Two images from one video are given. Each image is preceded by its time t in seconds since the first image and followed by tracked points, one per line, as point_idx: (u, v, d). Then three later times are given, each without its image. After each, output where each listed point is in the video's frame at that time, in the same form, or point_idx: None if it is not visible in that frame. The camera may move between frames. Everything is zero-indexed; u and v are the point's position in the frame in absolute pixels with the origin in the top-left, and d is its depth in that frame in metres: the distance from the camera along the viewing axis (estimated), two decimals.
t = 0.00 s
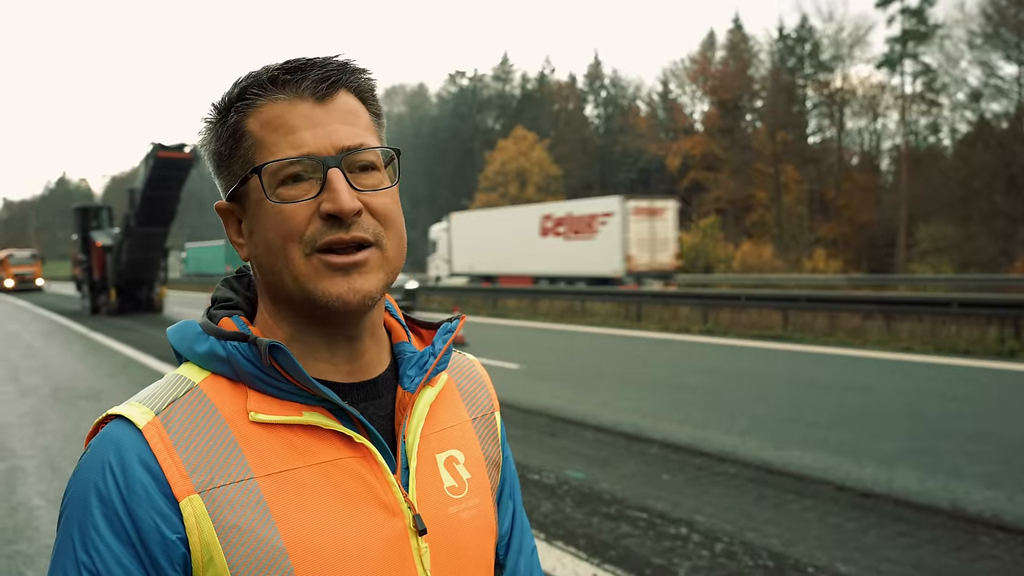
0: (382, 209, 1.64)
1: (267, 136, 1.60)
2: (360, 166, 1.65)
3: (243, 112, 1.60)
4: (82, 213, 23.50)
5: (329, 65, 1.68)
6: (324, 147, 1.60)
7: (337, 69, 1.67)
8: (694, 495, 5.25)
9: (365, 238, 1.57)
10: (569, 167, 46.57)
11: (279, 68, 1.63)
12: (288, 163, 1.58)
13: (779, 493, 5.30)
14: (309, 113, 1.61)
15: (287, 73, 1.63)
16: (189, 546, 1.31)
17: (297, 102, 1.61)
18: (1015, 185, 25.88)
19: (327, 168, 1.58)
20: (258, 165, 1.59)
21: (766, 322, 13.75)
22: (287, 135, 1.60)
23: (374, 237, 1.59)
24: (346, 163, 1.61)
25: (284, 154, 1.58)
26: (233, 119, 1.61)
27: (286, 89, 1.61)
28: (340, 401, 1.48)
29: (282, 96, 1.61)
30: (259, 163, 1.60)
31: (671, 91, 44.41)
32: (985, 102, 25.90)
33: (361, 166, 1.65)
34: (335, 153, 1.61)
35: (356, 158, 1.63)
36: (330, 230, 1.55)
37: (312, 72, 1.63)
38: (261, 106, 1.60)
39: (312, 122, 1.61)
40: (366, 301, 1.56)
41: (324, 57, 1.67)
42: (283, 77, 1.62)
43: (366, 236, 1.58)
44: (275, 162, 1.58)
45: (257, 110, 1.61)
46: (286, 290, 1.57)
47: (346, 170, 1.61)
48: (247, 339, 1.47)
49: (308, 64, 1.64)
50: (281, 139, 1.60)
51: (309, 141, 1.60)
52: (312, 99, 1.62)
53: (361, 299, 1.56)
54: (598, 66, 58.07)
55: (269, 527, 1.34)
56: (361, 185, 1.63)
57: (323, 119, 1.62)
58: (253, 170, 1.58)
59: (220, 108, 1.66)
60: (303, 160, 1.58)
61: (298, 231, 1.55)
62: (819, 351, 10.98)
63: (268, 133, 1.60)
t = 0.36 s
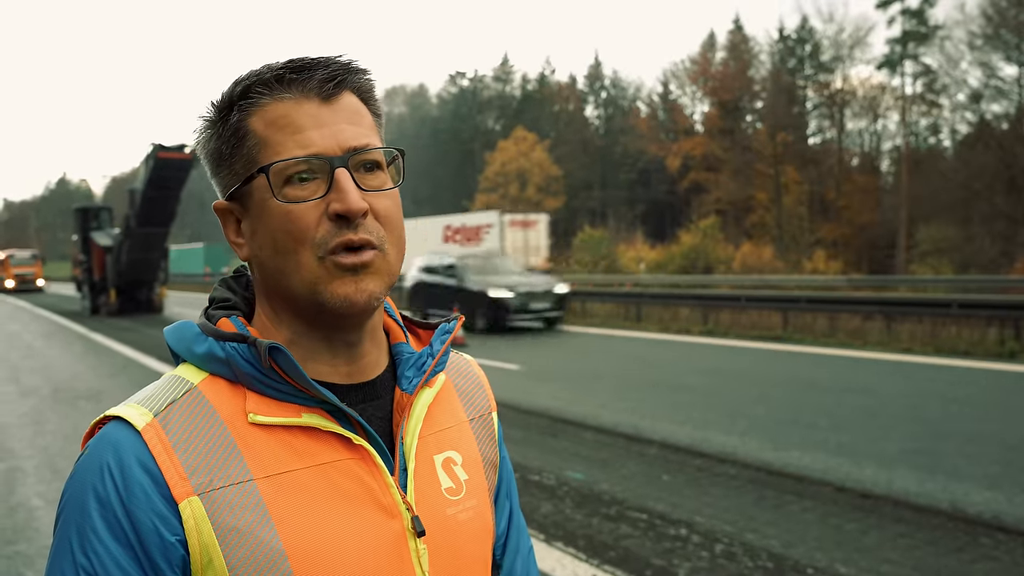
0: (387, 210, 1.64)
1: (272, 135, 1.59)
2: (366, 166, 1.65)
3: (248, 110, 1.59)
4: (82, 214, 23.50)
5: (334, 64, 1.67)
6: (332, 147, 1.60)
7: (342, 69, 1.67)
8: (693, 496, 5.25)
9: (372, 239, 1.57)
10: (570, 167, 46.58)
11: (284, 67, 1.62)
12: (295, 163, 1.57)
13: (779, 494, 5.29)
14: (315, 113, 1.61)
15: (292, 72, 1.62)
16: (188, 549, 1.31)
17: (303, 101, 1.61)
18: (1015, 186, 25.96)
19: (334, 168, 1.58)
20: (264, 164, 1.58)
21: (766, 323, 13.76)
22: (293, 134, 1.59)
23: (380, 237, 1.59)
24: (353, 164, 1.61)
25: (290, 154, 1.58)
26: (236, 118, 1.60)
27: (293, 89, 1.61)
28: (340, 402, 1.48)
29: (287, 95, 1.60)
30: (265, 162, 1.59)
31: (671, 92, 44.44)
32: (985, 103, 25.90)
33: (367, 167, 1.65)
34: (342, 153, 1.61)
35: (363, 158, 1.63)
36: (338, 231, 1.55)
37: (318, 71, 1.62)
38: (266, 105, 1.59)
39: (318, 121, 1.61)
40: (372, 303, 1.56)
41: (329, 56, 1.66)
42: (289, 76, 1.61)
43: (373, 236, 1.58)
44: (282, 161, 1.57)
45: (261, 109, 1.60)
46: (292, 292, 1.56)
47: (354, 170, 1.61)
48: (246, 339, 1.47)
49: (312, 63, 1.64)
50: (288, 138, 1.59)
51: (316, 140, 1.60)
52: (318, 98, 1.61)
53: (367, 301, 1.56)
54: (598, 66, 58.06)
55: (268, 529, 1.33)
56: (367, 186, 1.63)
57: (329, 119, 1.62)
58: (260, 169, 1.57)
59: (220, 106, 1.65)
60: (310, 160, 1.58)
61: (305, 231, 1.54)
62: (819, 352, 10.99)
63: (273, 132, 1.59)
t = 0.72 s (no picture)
0: (383, 211, 1.64)
1: (268, 136, 1.59)
2: (362, 167, 1.65)
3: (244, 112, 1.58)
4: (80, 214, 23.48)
5: (330, 66, 1.67)
6: (328, 149, 1.60)
7: (338, 70, 1.66)
8: (692, 496, 5.25)
9: (368, 240, 1.57)
10: (569, 167, 46.55)
11: (280, 68, 1.62)
12: (291, 164, 1.57)
13: (777, 495, 5.29)
14: (311, 114, 1.60)
15: (287, 73, 1.62)
16: (181, 547, 1.30)
17: (299, 102, 1.60)
18: (1013, 186, 26.02)
19: (331, 169, 1.58)
20: (260, 165, 1.58)
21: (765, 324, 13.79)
22: (290, 135, 1.59)
23: (377, 239, 1.59)
24: (350, 165, 1.61)
25: (286, 155, 1.58)
26: (232, 119, 1.59)
27: (288, 90, 1.60)
28: (335, 400, 1.47)
29: (284, 97, 1.59)
30: (261, 163, 1.58)
31: (670, 92, 44.45)
32: (984, 103, 25.92)
33: (363, 168, 1.64)
34: (338, 154, 1.60)
35: (359, 159, 1.63)
36: (334, 232, 1.55)
37: (314, 72, 1.62)
38: (262, 106, 1.59)
39: (314, 123, 1.61)
40: (367, 306, 1.56)
41: (325, 58, 1.66)
42: (285, 77, 1.61)
43: (369, 238, 1.58)
44: (278, 163, 1.57)
45: (257, 110, 1.59)
46: (287, 293, 1.56)
47: (350, 171, 1.61)
48: (241, 339, 1.46)
49: (308, 65, 1.63)
50: (284, 140, 1.59)
51: (312, 142, 1.60)
52: (314, 100, 1.61)
53: (363, 302, 1.56)
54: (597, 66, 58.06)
55: (263, 528, 1.33)
56: (363, 187, 1.63)
57: (325, 121, 1.62)
58: (255, 171, 1.57)
59: (215, 107, 1.64)
60: (306, 161, 1.57)
61: (300, 233, 1.54)
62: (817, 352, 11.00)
63: (269, 133, 1.59)
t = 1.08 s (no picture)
0: (385, 209, 1.62)
1: (270, 132, 1.57)
2: (364, 165, 1.63)
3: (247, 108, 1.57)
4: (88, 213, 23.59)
5: (334, 63, 1.66)
6: (329, 145, 1.58)
7: (342, 67, 1.65)
8: (697, 496, 5.22)
9: (368, 238, 1.55)
10: (575, 166, 46.49)
11: (284, 65, 1.60)
12: (293, 160, 1.56)
13: (783, 494, 5.26)
14: (314, 110, 1.59)
15: (291, 70, 1.61)
16: (179, 547, 1.29)
17: (302, 99, 1.59)
18: (1021, 184, 25.82)
19: (332, 166, 1.56)
20: (262, 161, 1.56)
21: (771, 323, 13.77)
22: (291, 132, 1.57)
23: (378, 237, 1.58)
24: (351, 162, 1.60)
25: (287, 151, 1.56)
26: (235, 115, 1.58)
27: (291, 87, 1.59)
28: (336, 400, 1.46)
29: (286, 93, 1.58)
30: (262, 159, 1.57)
31: (676, 91, 44.34)
32: (992, 102, 25.75)
33: (365, 165, 1.63)
34: (340, 151, 1.59)
35: (361, 156, 1.61)
36: (334, 230, 1.53)
37: (318, 69, 1.61)
38: (265, 102, 1.57)
39: (316, 119, 1.59)
40: (369, 305, 1.55)
41: (330, 55, 1.65)
42: (288, 73, 1.59)
43: (370, 237, 1.56)
44: (280, 159, 1.55)
45: (260, 106, 1.58)
46: (287, 292, 1.54)
47: (351, 168, 1.60)
48: (240, 337, 1.45)
49: (312, 61, 1.62)
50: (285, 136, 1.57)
51: (314, 138, 1.58)
52: (317, 96, 1.59)
53: (364, 301, 1.54)
54: (604, 64, 57.93)
55: (262, 527, 1.32)
56: (365, 185, 1.62)
57: (328, 118, 1.60)
58: (256, 167, 1.56)
59: (219, 103, 1.63)
60: (307, 158, 1.56)
61: (300, 229, 1.53)
62: (823, 351, 10.96)
63: (272, 129, 1.57)
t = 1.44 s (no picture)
0: (401, 209, 1.60)
1: (285, 131, 1.56)
2: (381, 164, 1.61)
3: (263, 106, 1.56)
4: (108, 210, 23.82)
5: (352, 61, 1.64)
6: (344, 145, 1.56)
7: (360, 65, 1.63)
8: (714, 494, 5.18)
9: (382, 240, 1.53)
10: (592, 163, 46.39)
11: (301, 63, 1.59)
12: (306, 160, 1.54)
13: (801, 492, 5.21)
14: (330, 109, 1.57)
15: (307, 68, 1.59)
16: (200, 553, 1.27)
17: (318, 97, 1.57)
18: None
19: (347, 167, 1.55)
20: (276, 161, 1.55)
21: (788, 321, 13.66)
22: (306, 131, 1.56)
23: (393, 239, 1.55)
24: (367, 163, 1.58)
25: (302, 151, 1.55)
26: (251, 113, 1.57)
27: (307, 85, 1.57)
28: (357, 403, 1.44)
29: (302, 91, 1.56)
30: (277, 159, 1.56)
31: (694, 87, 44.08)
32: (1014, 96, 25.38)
33: (382, 166, 1.61)
34: (355, 151, 1.57)
35: (377, 157, 1.60)
36: (348, 231, 1.51)
37: (334, 67, 1.59)
38: (281, 100, 1.56)
39: (332, 118, 1.57)
40: (383, 307, 1.53)
41: (348, 53, 1.63)
42: (304, 71, 1.58)
43: (384, 238, 1.54)
44: (293, 159, 1.54)
45: (276, 104, 1.56)
46: (301, 292, 1.53)
47: (366, 169, 1.58)
48: (261, 339, 1.43)
49: (329, 59, 1.60)
50: (300, 136, 1.56)
51: (329, 138, 1.56)
52: (334, 95, 1.57)
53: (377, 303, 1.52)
54: (621, 61, 57.72)
55: (283, 533, 1.30)
56: (381, 185, 1.60)
57: (343, 117, 1.58)
58: (270, 167, 1.55)
59: (238, 101, 1.62)
60: (321, 158, 1.54)
61: (314, 230, 1.51)
62: (841, 348, 10.87)
63: (287, 129, 1.56)
